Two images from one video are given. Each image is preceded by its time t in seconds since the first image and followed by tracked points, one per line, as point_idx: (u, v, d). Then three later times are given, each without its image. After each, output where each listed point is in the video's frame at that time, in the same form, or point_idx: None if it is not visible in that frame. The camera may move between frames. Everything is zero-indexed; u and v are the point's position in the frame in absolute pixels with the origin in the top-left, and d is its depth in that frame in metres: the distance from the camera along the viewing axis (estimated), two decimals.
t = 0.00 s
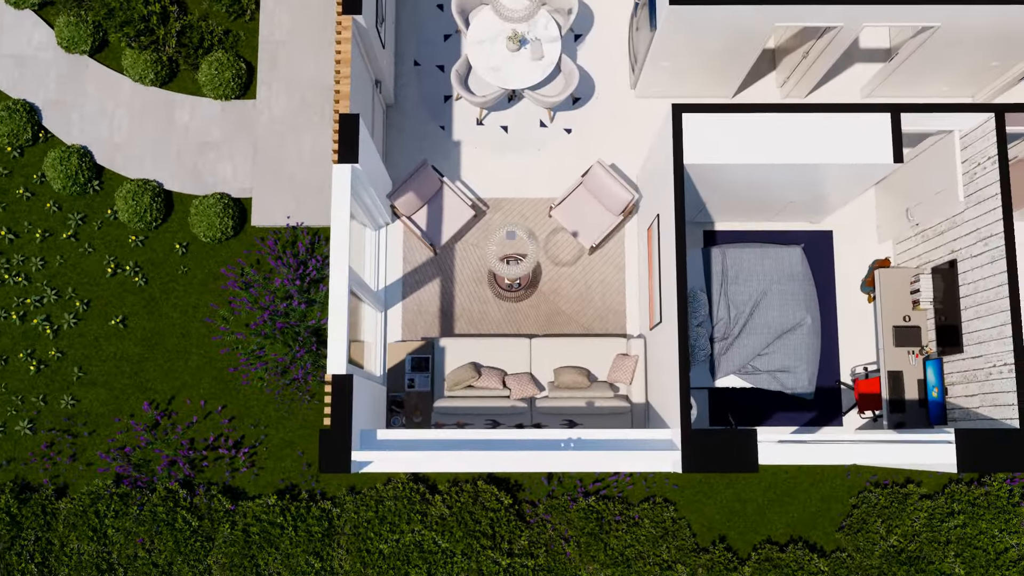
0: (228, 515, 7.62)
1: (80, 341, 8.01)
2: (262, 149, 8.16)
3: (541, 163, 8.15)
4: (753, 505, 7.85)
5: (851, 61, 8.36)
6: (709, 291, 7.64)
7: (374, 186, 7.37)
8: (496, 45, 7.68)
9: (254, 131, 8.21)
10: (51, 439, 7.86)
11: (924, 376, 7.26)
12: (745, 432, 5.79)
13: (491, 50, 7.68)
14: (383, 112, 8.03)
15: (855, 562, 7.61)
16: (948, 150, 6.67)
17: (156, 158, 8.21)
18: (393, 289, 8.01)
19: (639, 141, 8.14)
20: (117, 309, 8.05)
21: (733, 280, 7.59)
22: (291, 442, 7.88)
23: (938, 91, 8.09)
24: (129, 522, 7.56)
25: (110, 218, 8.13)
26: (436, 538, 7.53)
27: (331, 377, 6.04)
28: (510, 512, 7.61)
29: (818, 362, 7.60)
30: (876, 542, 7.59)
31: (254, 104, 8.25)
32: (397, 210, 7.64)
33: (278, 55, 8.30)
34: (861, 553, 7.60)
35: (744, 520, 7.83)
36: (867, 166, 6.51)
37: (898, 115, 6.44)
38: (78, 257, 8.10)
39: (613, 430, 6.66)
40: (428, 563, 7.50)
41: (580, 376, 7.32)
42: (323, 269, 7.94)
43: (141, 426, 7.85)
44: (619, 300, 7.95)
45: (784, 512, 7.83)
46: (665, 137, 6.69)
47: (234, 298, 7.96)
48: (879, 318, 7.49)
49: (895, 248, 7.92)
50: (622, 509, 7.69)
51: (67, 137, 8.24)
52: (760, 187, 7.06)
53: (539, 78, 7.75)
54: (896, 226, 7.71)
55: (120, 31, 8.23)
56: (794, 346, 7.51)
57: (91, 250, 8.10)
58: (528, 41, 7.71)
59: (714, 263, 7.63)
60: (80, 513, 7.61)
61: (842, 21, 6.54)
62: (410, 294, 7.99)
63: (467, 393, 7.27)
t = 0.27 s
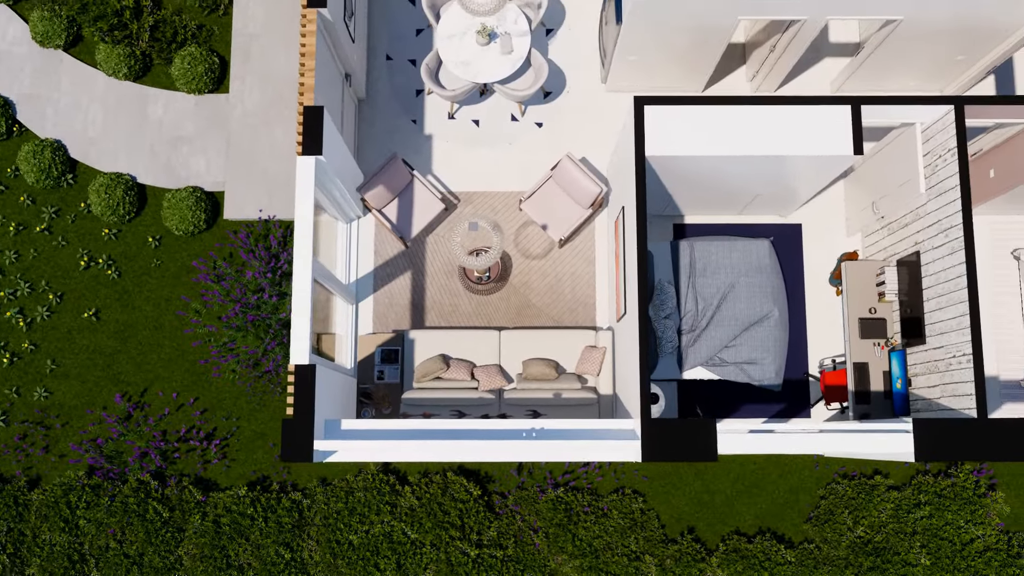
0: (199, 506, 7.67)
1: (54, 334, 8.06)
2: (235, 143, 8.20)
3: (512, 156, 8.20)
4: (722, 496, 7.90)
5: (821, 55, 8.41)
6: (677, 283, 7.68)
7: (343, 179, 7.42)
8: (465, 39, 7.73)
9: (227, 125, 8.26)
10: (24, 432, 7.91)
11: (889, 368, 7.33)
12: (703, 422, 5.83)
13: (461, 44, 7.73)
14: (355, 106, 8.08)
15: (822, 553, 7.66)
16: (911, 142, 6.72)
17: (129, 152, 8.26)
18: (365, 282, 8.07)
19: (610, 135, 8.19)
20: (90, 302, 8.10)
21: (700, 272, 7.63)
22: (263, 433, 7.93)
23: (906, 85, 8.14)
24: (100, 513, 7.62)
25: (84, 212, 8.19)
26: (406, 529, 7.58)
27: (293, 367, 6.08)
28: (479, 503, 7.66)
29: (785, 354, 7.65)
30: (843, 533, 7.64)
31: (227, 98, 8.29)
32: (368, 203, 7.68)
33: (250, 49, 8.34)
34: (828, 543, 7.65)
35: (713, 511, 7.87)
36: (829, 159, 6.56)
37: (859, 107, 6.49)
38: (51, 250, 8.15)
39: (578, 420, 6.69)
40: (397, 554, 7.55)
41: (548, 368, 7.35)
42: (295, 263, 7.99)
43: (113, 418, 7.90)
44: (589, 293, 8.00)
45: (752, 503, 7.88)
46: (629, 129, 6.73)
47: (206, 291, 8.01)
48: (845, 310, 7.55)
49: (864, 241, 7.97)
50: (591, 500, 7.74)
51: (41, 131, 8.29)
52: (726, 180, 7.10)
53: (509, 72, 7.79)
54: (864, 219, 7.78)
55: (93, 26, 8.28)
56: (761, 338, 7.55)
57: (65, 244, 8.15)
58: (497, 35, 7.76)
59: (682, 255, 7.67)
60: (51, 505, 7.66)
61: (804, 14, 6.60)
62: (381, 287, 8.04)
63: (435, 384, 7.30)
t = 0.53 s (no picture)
0: (170, 499, 7.72)
1: (27, 328, 8.09)
2: (207, 138, 8.24)
3: (483, 151, 8.24)
4: (691, 489, 7.94)
5: (792, 51, 8.42)
6: (645, 277, 7.73)
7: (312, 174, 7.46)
8: (435, 34, 7.77)
9: (199, 120, 8.30)
10: None
11: (855, 361, 7.36)
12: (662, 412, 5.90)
13: (430, 39, 7.78)
14: (326, 101, 8.12)
15: (790, 546, 7.70)
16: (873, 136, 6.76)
17: (102, 147, 8.30)
18: (336, 277, 8.11)
19: (580, 130, 8.23)
20: (63, 296, 8.14)
21: (668, 266, 7.68)
22: (234, 427, 7.97)
23: (875, 80, 8.18)
24: (71, 505, 7.66)
25: (57, 206, 8.23)
26: (375, 521, 7.62)
27: (256, 358, 6.11)
28: (448, 495, 7.70)
29: (752, 348, 7.69)
30: (810, 525, 7.68)
31: (200, 94, 8.33)
32: (338, 197, 7.73)
33: (223, 45, 8.38)
34: (796, 536, 7.70)
35: (681, 504, 7.92)
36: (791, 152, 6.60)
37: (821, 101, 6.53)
38: (25, 244, 8.19)
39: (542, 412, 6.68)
40: (366, 546, 7.60)
41: (515, 361, 7.40)
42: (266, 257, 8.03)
43: (85, 411, 7.95)
44: (558, 287, 8.04)
45: (720, 496, 7.93)
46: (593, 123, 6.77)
47: (178, 285, 8.05)
48: (812, 303, 7.60)
49: (832, 236, 8.02)
50: (560, 493, 7.79)
51: (14, 126, 8.33)
52: (692, 174, 7.14)
53: (478, 67, 7.84)
54: (831, 213, 7.83)
55: (66, 21, 8.31)
56: (728, 331, 7.60)
57: (38, 238, 8.19)
58: (466, 30, 7.81)
59: (650, 249, 7.72)
60: (22, 497, 7.69)
61: (766, 9, 6.64)
62: (352, 282, 8.09)
63: (402, 377, 7.32)
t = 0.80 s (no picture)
0: (140, 493, 7.76)
1: None
2: (179, 134, 8.29)
3: (454, 147, 8.28)
4: (660, 483, 7.98)
5: (762, 47, 8.44)
6: (614, 272, 7.76)
7: (282, 169, 7.50)
8: (404, 30, 7.82)
9: (172, 116, 8.34)
10: None
11: (820, 355, 7.40)
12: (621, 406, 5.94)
13: (400, 36, 7.81)
14: (297, 97, 8.15)
15: (757, 539, 7.74)
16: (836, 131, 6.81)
17: (75, 143, 8.34)
18: (307, 272, 8.15)
19: (550, 126, 8.27)
20: (35, 291, 8.17)
21: (636, 261, 7.71)
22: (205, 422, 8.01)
23: (845, 76, 8.21)
24: (42, 499, 7.70)
25: (30, 202, 8.26)
26: (344, 515, 7.66)
27: (218, 352, 6.14)
28: (417, 490, 7.73)
29: (720, 343, 7.73)
30: (777, 519, 7.72)
31: (172, 90, 8.37)
32: (308, 193, 7.76)
33: (195, 41, 8.42)
34: (763, 530, 7.73)
35: (650, 498, 7.96)
36: (753, 147, 6.63)
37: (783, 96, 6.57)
38: None
39: (506, 405, 6.69)
40: (335, 540, 7.64)
41: (483, 356, 7.45)
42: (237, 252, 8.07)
43: (57, 406, 7.97)
44: (528, 283, 8.08)
45: (689, 490, 7.97)
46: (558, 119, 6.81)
47: (149, 281, 8.09)
48: (779, 298, 7.64)
49: (800, 231, 8.06)
50: (528, 487, 7.82)
51: None
52: (657, 169, 7.18)
53: (448, 63, 7.88)
54: (798, 208, 7.87)
55: (40, 18, 8.34)
56: (696, 326, 7.64)
57: (10, 234, 8.22)
58: (436, 26, 7.85)
59: (618, 244, 7.75)
60: None
61: (729, 5, 6.67)
62: (323, 277, 8.12)
63: (370, 371, 7.39)
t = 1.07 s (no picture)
0: (110, 488, 7.79)
1: None
2: (152, 131, 8.32)
3: (425, 144, 8.31)
4: (629, 479, 8.01)
5: (732, 44, 8.50)
6: (582, 268, 7.80)
7: (250, 165, 7.53)
8: (374, 27, 7.85)
9: (144, 113, 8.37)
10: None
11: (786, 351, 7.43)
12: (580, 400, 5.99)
13: (369, 33, 7.85)
14: (268, 94, 8.18)
15: (725, 534, 7.78)
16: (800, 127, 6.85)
17: (48, 140, 8.37)
18: (277, 268, 8.19)
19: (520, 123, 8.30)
20: (7, 287, 8.19)
21: (605, 258, 7.75)
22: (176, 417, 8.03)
23: (814, 73, 8.25)
24: (12, 494, 7.72)
25: (2, 199, 8.29)
26: (313, 510, 7.69)
27: (181, 347, 6.17)
28: (386, 485, 7.76)
29: (688, 338, 7.76)
30: (744, 514, 7.75)
31: (145, 87, 8.40)
32: (278, 189, 7.81)
33: (168, 39, 8.47)
34: (731, 525, 7.77)
35: (619, 493, 7.99)
36: (716, 143, 6.66)
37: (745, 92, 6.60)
38: None
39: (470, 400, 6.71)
40: (304, 535, 7.68)
41: (451, 352, 7.48)
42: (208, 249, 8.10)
43: (28, 402, 8.00)
44: (498, 279, 8.11)
45: (658, 485, 8.00)
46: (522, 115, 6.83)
47: (121, 277, 8.12)
48: (746, 293, 7.67)
49: (769, 227, 8.09)
50: (497, 482, 7.86)
51: None
52: (623, 165, 7.22)
53: (418, 60, 7.91)
54: (766, 204, 7.90)
55: (12, 15, 8.38)
56: (663, 322, 7.67)
57: None
58: (405, 23, 7.89)
59: (587, 241, 7.78)
60: None
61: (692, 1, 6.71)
62: (293, 273, 8.15)
63: (338, 367, 7.41)
